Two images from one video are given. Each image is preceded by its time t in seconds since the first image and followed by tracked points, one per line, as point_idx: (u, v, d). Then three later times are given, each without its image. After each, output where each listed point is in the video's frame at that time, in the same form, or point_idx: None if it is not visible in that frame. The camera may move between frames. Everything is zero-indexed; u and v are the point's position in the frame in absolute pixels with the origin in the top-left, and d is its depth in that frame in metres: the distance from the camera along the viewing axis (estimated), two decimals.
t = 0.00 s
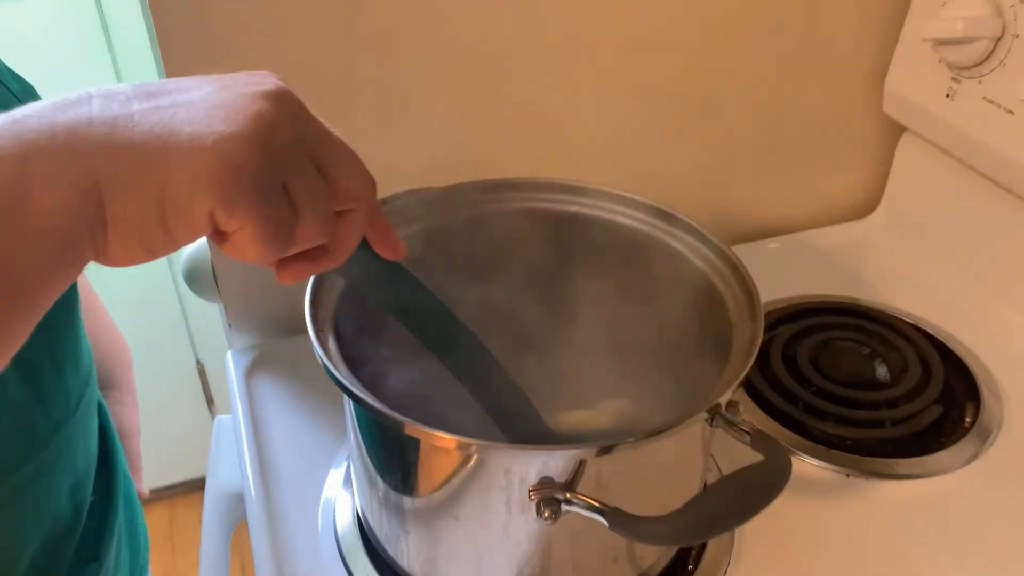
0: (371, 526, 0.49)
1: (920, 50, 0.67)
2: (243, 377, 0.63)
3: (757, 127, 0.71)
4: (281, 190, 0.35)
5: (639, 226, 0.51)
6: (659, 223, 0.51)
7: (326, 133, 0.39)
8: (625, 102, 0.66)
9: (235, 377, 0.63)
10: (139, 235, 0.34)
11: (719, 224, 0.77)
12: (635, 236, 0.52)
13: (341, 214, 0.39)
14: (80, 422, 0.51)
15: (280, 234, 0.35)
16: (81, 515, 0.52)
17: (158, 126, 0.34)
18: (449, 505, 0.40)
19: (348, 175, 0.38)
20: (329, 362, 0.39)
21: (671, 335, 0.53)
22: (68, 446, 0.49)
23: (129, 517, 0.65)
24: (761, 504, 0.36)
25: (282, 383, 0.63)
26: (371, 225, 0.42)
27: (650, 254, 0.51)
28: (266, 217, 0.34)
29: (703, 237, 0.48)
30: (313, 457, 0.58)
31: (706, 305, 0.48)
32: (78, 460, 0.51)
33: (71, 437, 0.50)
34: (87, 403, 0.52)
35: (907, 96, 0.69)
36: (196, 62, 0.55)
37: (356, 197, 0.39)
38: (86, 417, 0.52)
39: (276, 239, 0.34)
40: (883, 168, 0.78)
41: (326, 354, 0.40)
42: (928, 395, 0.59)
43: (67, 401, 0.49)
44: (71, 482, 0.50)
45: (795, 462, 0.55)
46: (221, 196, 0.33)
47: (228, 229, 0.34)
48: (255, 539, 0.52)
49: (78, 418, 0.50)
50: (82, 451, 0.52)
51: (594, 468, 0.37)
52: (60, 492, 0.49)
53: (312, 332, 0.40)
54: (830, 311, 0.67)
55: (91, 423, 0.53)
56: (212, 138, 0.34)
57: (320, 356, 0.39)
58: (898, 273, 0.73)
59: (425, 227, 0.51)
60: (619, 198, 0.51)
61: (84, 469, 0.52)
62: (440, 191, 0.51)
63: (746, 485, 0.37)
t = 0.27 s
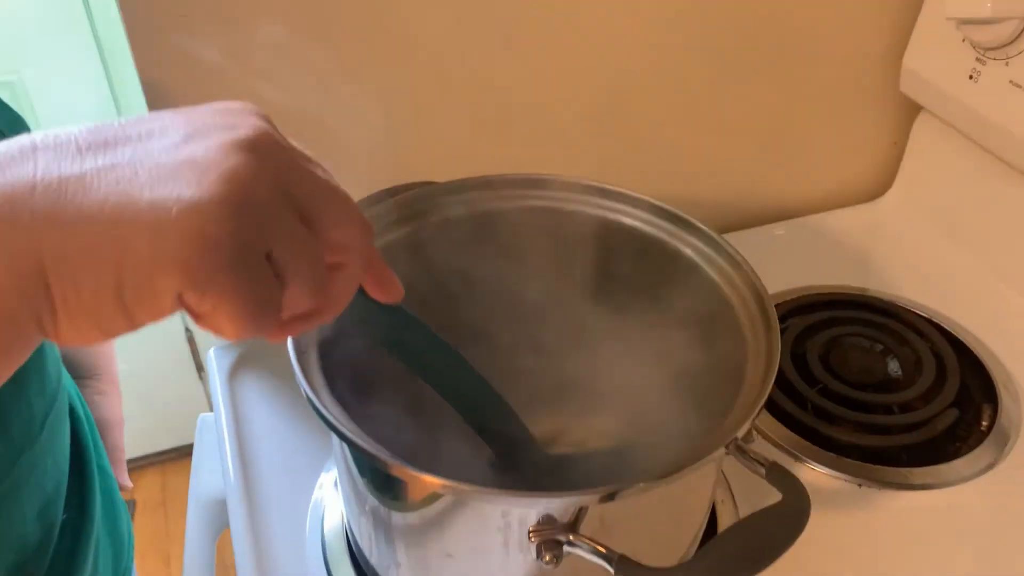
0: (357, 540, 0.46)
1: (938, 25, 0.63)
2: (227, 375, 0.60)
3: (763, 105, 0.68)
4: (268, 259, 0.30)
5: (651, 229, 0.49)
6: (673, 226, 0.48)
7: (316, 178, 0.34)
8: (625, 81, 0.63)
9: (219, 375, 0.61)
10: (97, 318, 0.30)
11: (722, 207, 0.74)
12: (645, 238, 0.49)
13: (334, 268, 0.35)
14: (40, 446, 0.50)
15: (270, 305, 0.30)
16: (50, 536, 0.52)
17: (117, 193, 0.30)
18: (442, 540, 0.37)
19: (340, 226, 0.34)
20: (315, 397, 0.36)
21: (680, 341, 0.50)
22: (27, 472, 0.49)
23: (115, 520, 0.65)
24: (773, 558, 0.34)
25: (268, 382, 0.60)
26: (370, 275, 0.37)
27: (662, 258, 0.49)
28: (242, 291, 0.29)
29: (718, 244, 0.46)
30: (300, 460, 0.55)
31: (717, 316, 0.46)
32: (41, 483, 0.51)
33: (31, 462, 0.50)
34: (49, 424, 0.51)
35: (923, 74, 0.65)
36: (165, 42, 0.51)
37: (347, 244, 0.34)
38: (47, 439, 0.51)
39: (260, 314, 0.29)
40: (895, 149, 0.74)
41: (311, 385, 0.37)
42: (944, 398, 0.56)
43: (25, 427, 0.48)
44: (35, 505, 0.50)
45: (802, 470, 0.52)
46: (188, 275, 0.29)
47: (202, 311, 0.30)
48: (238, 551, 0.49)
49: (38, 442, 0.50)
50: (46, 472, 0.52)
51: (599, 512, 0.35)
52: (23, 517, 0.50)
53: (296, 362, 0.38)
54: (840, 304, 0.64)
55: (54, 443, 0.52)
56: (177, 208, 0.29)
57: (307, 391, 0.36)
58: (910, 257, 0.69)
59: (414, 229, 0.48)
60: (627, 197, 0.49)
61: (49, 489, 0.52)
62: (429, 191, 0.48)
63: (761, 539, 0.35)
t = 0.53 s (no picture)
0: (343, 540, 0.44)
1: (945, 4, 0.61)
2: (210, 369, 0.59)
3: (764, 87, 0.66)
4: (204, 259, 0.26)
5: (649, 221, 0.47)
6: (672, 219, 0.46)
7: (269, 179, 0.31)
8: (621, 62, 0.60)
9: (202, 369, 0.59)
10: (10, 333, 0.27)
11: (721, 190, 0.72)
12: (643, 231, 0.47)
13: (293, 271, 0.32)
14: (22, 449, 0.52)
15: (202, 313, 0.26)
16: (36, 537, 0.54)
17: (25, 194, 0.26)
18: (433, 550, 0.36)
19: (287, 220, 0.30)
20: (301, 407, 0.35)
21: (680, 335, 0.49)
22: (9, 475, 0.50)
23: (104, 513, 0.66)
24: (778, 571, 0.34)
25: (252, 376, 0.58)
26: (336, 272, 0.33)
27: (660, 251, 0.47)
28: (176, 292, 0.25)
29: (720, 239, 0.44)
30: (287, 454, 0.53)
31: (717, 312, 0.44)
32: (23, 485, 0.52)
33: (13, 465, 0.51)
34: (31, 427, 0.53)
35: (929, 54, 0.63)
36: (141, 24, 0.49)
37: (308, 246, 0.31)
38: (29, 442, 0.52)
39: (196, 318, 0.26)
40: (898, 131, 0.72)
41: (297, 396, 0.36)
42: (947, 391, 0.54)
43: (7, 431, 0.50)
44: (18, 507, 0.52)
45: (800, 466, 0.50)
46: (104, 275, 0.25)
47: (130, 318, 0.26)
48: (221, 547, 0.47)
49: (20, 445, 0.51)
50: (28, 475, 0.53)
51: (596, 525, 0.34)
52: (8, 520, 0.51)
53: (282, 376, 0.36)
54: (841, 293, 0.63)
55: (37, 445, 0.54)
56: (86, 203, 0.25)
57: (292, 402, 0.35)
58: (913, 243, 0.67)
59: (398, 221, 0.46)
60: (625, 189, 0.47)
61: (33, 491, 0.53)
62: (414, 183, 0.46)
63: (765, 556, 0.34)
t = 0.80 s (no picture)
0: (332, 532, 0.44)
1: None
2: (197, 357, 0.58)
3: (758, 75, 0.65)
4: None
5: (640, 210, 0.46)
6: (663, 207, 0.46)
7: (88, 168, 0.26)
8: (615, 49, 0.60)
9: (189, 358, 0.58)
10: None
11: (714, 179, 0.71)
12: (634, 220, 0.47)
13: (89, 317, 0.25)
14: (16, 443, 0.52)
15: None
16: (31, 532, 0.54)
17: None
18: (423, 543, 0.35)
19: (57, 248, 0.23)
20: (289, 399, 0.35)
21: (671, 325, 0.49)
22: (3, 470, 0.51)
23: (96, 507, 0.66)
24: (771, 567, 0.34)
25: (240, 364, 0.58)
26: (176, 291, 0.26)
27: (652, 241, 0.47)
28: None
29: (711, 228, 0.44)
30: (275, 444, 0.53)
31: (710, 303, 0.44)
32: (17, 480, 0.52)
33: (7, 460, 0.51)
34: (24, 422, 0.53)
35: (925, 43, 0.63)
36: (127, 8, 0.48)
37: (104, 286, 0.24)
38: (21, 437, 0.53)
39: None
40: (892, 120, 0.72)
41: (285, 388, 0.35)
42: (939, 382, 0.54)
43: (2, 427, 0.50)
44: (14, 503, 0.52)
45: (793, 457, 0.50)
46: None
47: None
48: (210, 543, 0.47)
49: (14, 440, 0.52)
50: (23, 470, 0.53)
51: (588, 520, 0.33)
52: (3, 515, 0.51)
53: (269, 372, 0.35)
54: (833, 284, 0.62)
55: (30, 440, 0.54)
56: None
57: (280, 394, 0.34)
58: (907, 233, 0.67)
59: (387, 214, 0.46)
60: (614, 177, 0.47)
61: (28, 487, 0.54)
62: (404, 171, 0.46)
63: (758, 551, 0.34)
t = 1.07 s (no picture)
0: (342, 520, 0.45)
1: None
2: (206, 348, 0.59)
3: (761, 71, 0.66)
4: None
5: (648, 204, 0.48)
6: (668, 200, 0.47)
7: None
8: (619, 45, 0.60)
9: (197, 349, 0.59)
10: None
11: (716, 173, 0.72)
12: (642, 214, 0.48)
13: None
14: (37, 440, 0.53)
15: None
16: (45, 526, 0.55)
17: None
18: (434, 530, 0.36)
19: None
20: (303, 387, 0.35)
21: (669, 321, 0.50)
22: (25, 469, 0.52)
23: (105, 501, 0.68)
24: (777, 553, 0.34)
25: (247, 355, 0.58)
26: None
27: (657, 234, 0.48)
28: None
29: (717, 220, 0.45)
30: (283, 433, 0.53)
31: (714, 293, 0.45)
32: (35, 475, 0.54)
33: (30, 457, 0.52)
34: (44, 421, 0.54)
35: (926, 38, 0.63)
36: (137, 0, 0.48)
37: None
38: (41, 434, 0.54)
39: None
40: (893, 115, 0.73)
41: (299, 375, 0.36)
42: (939, 374, 0.54)
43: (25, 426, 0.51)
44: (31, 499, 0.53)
45: (795, 447, 0.51)
46: None
47: None
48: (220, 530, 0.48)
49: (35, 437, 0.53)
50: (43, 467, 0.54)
51: (597, 507, 0.34)
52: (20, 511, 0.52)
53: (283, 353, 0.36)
54: (834, 278, 0.63)
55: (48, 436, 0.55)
56: None
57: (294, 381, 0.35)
58: (906, 227, 0.68)
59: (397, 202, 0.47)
60: (621, 172, 0.48)
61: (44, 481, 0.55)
62: (415, 159, 0.47)
63: (764, 536, 0.35)
